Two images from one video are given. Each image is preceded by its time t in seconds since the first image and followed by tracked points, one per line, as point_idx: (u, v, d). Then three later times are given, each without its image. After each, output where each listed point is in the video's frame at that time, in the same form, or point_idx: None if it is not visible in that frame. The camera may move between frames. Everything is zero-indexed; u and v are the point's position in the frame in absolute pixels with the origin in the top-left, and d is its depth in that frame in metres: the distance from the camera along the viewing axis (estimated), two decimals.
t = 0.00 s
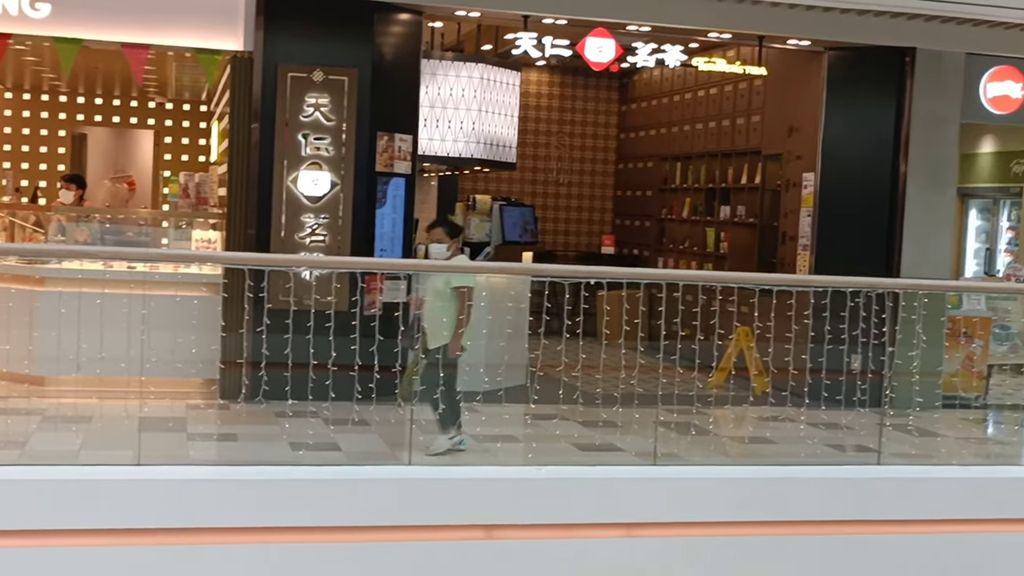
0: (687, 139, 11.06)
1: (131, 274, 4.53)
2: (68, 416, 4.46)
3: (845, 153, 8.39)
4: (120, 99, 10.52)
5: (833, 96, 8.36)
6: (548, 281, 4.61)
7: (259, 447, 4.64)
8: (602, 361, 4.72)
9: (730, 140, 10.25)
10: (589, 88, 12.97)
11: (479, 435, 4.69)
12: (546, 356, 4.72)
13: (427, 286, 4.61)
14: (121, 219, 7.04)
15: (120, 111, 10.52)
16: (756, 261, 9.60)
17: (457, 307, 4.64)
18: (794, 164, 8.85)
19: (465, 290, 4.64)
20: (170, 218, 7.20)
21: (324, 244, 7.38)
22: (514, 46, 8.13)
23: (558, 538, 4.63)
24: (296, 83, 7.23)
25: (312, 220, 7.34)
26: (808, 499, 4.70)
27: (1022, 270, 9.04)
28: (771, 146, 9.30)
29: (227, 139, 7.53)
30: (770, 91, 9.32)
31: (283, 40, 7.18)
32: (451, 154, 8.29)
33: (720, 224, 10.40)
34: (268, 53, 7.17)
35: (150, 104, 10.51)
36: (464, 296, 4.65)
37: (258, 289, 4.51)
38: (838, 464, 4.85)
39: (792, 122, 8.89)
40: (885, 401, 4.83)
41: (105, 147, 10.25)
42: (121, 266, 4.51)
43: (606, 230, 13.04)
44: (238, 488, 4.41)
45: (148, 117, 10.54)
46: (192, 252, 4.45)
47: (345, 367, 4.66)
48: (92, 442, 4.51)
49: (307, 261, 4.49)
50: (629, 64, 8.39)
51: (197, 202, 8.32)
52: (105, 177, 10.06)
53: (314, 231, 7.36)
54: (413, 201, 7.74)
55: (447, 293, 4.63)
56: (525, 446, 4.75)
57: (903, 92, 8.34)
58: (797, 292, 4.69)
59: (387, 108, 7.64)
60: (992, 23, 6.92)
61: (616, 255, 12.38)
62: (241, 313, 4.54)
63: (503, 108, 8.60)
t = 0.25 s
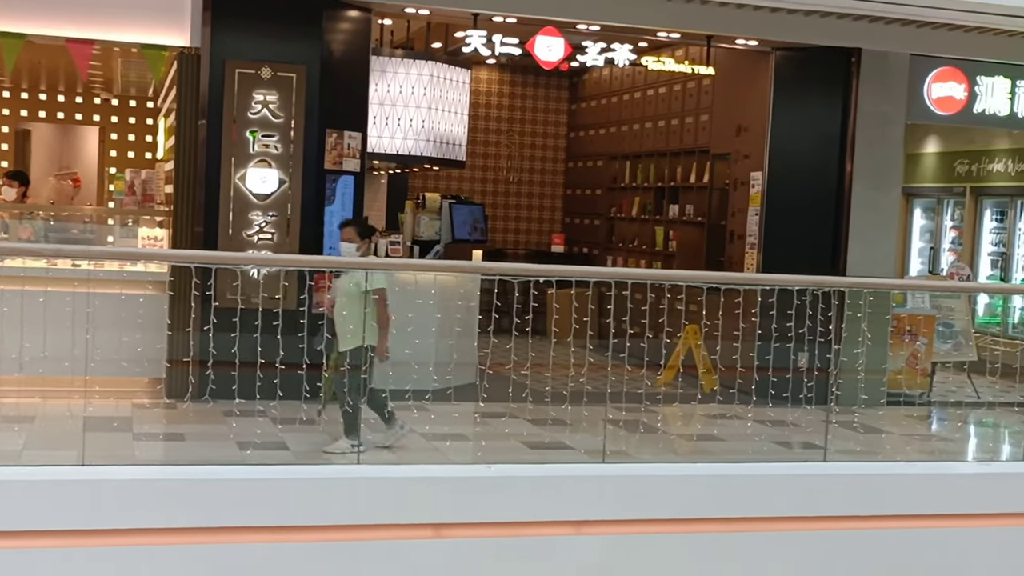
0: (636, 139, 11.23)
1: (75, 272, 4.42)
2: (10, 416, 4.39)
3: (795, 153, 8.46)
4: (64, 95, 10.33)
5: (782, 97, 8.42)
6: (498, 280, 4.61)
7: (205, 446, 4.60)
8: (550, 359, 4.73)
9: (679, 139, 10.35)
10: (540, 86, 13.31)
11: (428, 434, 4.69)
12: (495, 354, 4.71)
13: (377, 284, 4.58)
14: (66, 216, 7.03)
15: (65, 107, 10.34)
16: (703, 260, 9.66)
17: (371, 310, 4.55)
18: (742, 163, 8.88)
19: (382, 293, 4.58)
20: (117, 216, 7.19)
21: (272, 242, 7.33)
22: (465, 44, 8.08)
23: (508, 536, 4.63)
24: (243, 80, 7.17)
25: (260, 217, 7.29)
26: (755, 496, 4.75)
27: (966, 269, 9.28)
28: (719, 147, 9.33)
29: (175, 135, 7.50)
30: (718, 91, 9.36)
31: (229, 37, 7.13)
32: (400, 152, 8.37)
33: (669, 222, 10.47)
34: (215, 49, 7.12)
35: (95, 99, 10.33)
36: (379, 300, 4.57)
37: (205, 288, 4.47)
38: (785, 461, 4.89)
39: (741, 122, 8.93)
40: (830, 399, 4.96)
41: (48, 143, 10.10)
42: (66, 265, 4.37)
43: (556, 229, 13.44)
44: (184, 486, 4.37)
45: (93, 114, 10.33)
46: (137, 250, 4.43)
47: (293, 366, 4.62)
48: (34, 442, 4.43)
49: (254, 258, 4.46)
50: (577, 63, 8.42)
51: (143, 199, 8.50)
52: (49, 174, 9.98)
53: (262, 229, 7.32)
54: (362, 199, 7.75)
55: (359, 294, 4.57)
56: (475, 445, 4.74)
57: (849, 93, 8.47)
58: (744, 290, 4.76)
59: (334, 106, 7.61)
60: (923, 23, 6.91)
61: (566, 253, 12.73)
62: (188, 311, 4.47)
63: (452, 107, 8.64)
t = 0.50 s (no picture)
0: (598, 137, 11.23)
1: (31, 269, 4.31)
2: None
3: (753, 150, 8.56)
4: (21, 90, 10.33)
5: (742, 95, 8.52)
6: (459, 277, 4.62)
7: (164, 445, 4.54)
8: (511, 357, 4.71)
9: (640, 137, 10.39)
10: (502, 83, 13.34)
11: (389, 432, 4.69)
12: (456, 352, 4.67)
13: (337, 282, 4.56)
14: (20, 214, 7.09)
15: (21, 104, 10.32)
16: (665, 257, 9.65)
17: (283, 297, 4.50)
18: (703, 161, 8.98)
19: (292, 281, 4.53)
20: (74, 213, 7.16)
21: (232, 239, 7.42)
22: (425, 41, 8.16)
23: (470, 534, 4.63)
24: (203, 76, 7.24)
25: (220, 215, 7.38)
26: (715, 494, 4.77)
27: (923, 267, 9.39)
28: (682, 144, 9.33)
29: (134, 134, 7.49)
30: (679, 90, 9.35)
31: (191, 32, 7.16)
32: (361, 149, 8.28)
33: (630, 220, 10.46)
34: (174, 45, 7.15)
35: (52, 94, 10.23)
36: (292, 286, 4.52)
37: (163, 285, 4.47)
38: (747, 458, 4.94)
39: (703, 120, 8.98)
40: (790, 395, 5.00)
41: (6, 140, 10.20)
42: (22, 262, 4.28)
43: (518, 226, 13.57)
44: (144, 484, 4.31)
45: (50, 110, 10.24)
46: (95, 247, 4.34)
47: (253, 364, 4.56)
48: None
49: (210, 255, 4.44)
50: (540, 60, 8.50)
51: (102, 195, 8.66)
52: (8, 169, 10.11)
53: (223, 226, 7.39)
54: (323, 196, 7.75)
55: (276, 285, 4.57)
56: (436, 442, 4.75)
57: (809, 91, 8.53)
58: (704, 287, 4.78)
59: (295, 102, 7.62)
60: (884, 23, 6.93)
61: (527, 250, 12.79)
62: (147, 309, 4.45)
63: (413, 104, 8.59)
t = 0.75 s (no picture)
0: (565, 134, 11.24)
1: None
2: None
3: (719, 149, 8.60)
4: None
5: (708, 93, 8.56)
6: (426, 275, 4.63)
7: (129, 443, 4.50)
8: (478, 354, 4.71)
9: (608, 134, 10.30)
10: (468, 82, 13.44)
11: (355, 430, 4.67)
12: (423, 350, 4.65)
13: (303, 279, 4.52)
14: None
15: None
16: (631, 254, 9.68)
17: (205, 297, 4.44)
18: (669, 159, 9.02)
19: (215, 280, 4.45)
20: (38, 210, 7.54)
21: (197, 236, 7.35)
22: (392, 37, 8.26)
23: (437, 532, 4.62)
24: (168, 71, 7.20)
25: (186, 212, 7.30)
26: (681, 490, 4.81)
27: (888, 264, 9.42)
28: (648, 142, 9.38)
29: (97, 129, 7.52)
30: (645, 89, 9.36)
31: (156, 27, 7.14)
32: (326, 147, 8.26)
33: (597, 218, 10.52)
34: (138, 40, 7.12)
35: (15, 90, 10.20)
36: (213, 286, 4.45)
37: (129, 282, 4.37)
38: (712, 454, 5.00)
39: (670, 117, 8.99)
40: (755, 392, 5.00)
41: None
42: None
43: (485, 224, 13.54)
44: (106, 484, 4.25)
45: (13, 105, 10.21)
46: (58, 244, 4.26)
47: (218, 362, 4.50)
48: None
49: (176, 254, 4.37)
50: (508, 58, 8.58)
51: (64, 191, 8.62)
52: None
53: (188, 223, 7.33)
54: (288, 193, 7.82)
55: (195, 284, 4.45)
56: (402, 440, 4.72)
57: (775, 90, 8.57)
58: (671, 285, 4.81)
59: (262, 99, 7.59)
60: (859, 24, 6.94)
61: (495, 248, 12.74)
62: (110, 306, 4.34)
63: (380, 100, 8.54)
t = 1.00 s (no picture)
0: (529, 132, 11.26)
1: None
2: None
3: (682, 149, 8.63)
4: None
5: (672, 92, 8.59)
6: (390, 272, 4.60)
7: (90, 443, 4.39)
8: (442, 352, 4.71)
9: (571, 133, 10.31)
10: (433, 79, 13.73)
11: (318, 428, 4.65)
12: (387, 348, 4.64)
13: (266, 277, 4.49)
14: None
15: None
16: (595, 252, 9.76)
17: (128, 293, 4.33)
18: (632, 158, 9.09)
19: (139, 274, 4.34)
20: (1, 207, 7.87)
21: (159, 234, 7.35)
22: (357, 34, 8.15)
23: (401, 530, 4.59)
24: (129, 68, 7.17)
25: (147, 209, 7.30)
26: (644, 487, 4.82)
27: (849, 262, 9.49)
28: (611, 140, 9.51)
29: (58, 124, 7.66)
30: (609, 87, 9.47)
31: (117, 22, 7.08)
32: (291, 144, 8.37)
33: (561, 216, 10.53)
34: (98, 37, 7.09)
35: None
36: (135, 280, 4.34)
37: (88, 281, 4.29)
38: (675, 452, 5.00)
39: (632, 116, 9.10)
40: (719, 390, 5.04)
41: None
42: None
43: (449, 221, 13.77)
44: (61, 484, 4.18)
45: None
46: (18, 242, 4.13)
47: (180, 359, 4.49)
48: None
49: (137, 252, 4.27)
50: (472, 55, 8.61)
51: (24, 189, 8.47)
52: None
53: (149, 220, 7.33)
54: (250, 191, 7.80)
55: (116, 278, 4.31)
56: (366, 438, 4.72)
57: (737, 89, 8.59)
58: (634, 284, 4.86)
59: (224, 96, 7.57)
60: (821, 24, 7.01)
61: (458, 245, 12.69)
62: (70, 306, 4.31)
63: (344, 98, 8.68)
